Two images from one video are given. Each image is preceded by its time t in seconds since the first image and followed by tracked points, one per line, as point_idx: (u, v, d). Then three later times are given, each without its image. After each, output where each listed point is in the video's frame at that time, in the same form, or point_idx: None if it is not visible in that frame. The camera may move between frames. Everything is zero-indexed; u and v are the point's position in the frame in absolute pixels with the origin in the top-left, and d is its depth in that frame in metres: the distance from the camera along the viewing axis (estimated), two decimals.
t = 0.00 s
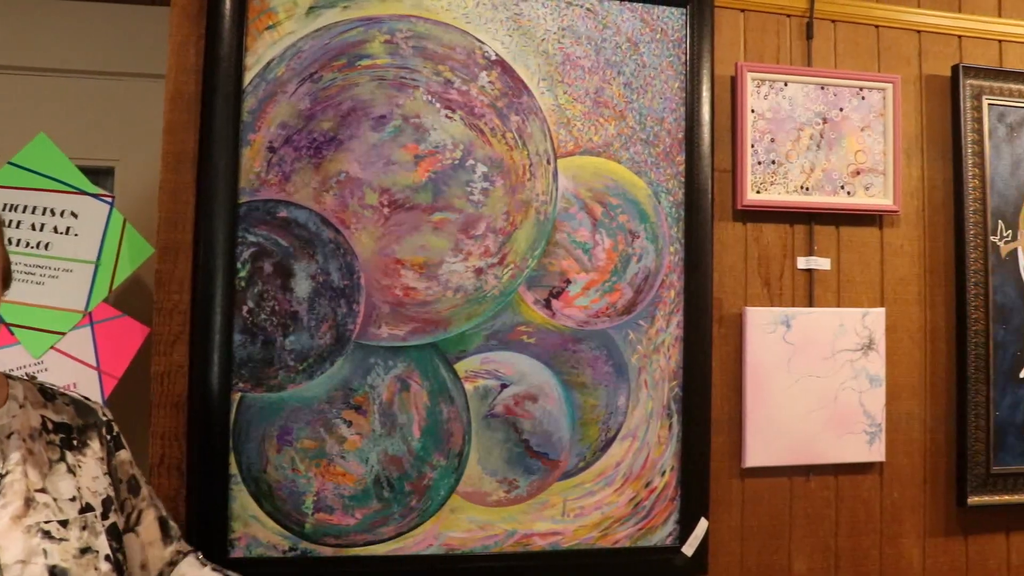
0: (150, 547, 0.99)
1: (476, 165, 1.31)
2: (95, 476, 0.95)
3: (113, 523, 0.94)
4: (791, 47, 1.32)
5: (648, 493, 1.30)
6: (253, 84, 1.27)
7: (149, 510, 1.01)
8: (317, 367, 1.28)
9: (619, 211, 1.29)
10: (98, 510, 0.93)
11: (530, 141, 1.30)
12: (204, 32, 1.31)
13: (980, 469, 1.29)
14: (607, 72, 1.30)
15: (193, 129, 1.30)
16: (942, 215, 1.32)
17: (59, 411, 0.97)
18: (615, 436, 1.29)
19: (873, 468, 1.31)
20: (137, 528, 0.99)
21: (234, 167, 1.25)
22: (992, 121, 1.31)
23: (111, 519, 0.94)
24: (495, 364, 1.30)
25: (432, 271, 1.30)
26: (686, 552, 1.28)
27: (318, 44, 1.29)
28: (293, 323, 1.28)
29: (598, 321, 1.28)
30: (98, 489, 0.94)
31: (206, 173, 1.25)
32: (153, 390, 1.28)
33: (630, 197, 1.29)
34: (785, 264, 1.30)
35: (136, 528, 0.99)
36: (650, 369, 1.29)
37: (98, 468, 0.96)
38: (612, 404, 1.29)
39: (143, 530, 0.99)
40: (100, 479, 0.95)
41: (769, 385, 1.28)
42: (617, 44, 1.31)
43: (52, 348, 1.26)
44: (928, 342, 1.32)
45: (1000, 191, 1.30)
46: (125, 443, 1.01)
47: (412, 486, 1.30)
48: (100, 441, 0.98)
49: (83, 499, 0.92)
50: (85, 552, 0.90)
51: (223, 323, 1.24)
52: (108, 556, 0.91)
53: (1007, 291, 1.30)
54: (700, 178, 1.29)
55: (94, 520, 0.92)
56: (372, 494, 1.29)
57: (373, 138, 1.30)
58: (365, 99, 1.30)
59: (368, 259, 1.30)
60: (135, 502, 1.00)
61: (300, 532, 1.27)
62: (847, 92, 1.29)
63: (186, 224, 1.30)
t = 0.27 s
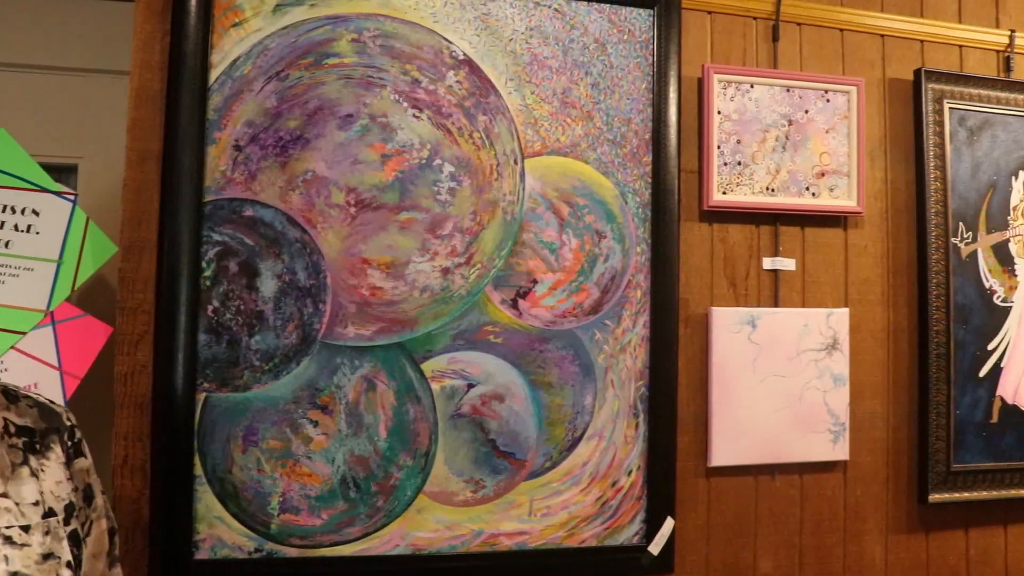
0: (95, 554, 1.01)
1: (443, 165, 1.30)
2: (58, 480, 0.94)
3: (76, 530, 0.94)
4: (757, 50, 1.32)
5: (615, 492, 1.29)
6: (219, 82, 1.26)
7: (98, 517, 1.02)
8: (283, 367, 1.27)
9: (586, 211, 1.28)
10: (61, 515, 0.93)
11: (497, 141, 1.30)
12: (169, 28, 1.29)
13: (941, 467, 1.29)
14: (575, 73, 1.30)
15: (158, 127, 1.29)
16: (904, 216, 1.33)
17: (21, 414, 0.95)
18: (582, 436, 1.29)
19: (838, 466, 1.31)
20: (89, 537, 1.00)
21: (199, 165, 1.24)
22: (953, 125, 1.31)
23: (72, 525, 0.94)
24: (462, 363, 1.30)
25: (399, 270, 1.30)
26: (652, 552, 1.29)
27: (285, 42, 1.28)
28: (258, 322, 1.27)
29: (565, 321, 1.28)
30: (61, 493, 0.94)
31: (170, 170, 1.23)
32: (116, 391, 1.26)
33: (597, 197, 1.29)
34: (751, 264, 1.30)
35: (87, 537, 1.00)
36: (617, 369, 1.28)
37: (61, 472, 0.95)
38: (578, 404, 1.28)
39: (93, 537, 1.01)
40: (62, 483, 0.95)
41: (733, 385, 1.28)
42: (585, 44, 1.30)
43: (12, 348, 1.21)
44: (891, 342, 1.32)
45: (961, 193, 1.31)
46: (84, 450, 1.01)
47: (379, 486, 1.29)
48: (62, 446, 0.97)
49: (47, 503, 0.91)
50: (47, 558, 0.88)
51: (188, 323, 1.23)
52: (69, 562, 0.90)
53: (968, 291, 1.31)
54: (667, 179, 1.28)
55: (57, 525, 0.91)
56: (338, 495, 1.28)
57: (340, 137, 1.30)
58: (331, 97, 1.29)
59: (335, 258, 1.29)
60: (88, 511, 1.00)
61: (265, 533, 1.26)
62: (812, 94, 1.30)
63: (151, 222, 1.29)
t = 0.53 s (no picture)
0: (48, 558, 1.00)
1: (405, 164, 1.30)
2: (12, 484, 0.92)
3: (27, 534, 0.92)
4: (718, 52, 1.32)
5: (576, 492, 1.29)
6: (178, 79, 1.25)
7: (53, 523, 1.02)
8: (243, 367, 1.26)
9: (548, 211, 1.28)
10: (14, 520, 0.91)
11: (459, 140, 1.30)
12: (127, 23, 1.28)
13: (897, 465, 1.31)
14: (537, 73, 1.30)
15: (116, 124, 1.27)
16: (863, 218, 1.34)
17: None
18: (543, 436, 1.28)
19: (796, 465, 1.31)
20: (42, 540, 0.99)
21: (157, 163, 1.23)
22: (909, 128, 1.33)
23: (24, 529, 0.92)
24: (423, 363, 1.29)
25: (360, 270, 1.29)
26: (613, 551, 1.28)
27: (245, 39, 1.27)
28: (218, 322, 1.26)
29: (526, 321, 1.28)
30: (14, 497, 0.91)
31: (128, 168, 1.22)
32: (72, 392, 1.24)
33: (558, 197, 1.28)
34: (712, 264, 1.30)
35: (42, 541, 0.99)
36: (578, 369, 1.28)
37: (15, 475, 0.93)
38: (540, 404, 1.28)
39: (47, 540, 1.00)
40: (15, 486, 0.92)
41: (694, 385, 1.27)
42: (547, 45, 1.30)
43: None
44: (849, 343, 1.33)
45: (917, 196, 1.32)
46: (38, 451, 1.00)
47: (339, 487, 1.28)
48: (16, 447, 0.95)
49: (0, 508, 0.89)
50: None
51: (146, 323, 1.21)
52: (20, 567, 0.90)
53: (923, 292, 1.32)
54: (628, 180, 1.28)
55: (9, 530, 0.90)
56: (299, 495, 1.27)
57: (301, 136, 1.29)
58: (292, 96, 1.28)
59: (295, 258, 1.28)
60: (42, 514, 1.00)
61: (225, 535, 1.25)
62: (773, 97, 1.30)
63: (109, 220, 1.27)
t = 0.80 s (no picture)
0: None
1: (366, 164, 1.29)
2: None
3: None
4: (680, 54, 1.32)
5: (536, 492, 1.29)
6: (137, 75, 1.22)
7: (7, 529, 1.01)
8: (201, 367, 1.24)
9: (508, 211, 1.28)
10: None
11: (420, 140, 1.29)
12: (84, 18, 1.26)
13: (853, 463, 1.32)
14: (499, 73, 1.29)
15: (71, 119, 1.25)
16: (820, 219, 1.36)
17: None
18: (503, 436, 1.28)
19: (756, 463, 1.32)
20: None
21: (114, 160, 1.20)
22: (867, 131, 1.34)
23: None
24: (383, 363, 1.29)
25: (320, 269, 1.28)
26: (573, 550, 1.28)
27: (205, 36, 1.25)
28: (176, 322, 1.24)
29: (486, 321, 1.28)
30: None
31: (84, 165, 1.19)
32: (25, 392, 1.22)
33: (519, 197, 1.28)
34: (672, 265, 1.31)
35: None
36: (539, 369, 1.28)
37: None
38: (500, 404, 1.28)
39: None
40: None
41: (654, 385, 1.27)
42: (509, 45, 1.29)
43: None
44: (807, 343, 1.35)
45: (874, 198, 1.34)
46: None
47: (299, 487, 1.27)
48: None
49: None
50: None
51: (102, 322, 1.19)
52: None
53: (880, 293, 1.34)
54: (589, 181, 1.28)
55: None
56: (257, 496, 1.26)
57: (260, 134, 1.27)
58: (252, 94, 1.27)
59: (255, 257, 1.26)
60: None
61: (182, 537, 1.23)
62: (733, 99, 1.31)
63: (64, 218, 1.25)
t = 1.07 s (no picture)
0: None
1: (320, 163, 1.27)
2: None
3: None
4: (636, 55, 1.32)
5: (491, 491, 1.28)
6: (85, 71, 1.18)
7: None
8: (152, 367, 1.21)
9: (463, 211, 1.28)
10: None
11: (375, 139, 1.28)
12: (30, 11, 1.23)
13: (805, 462, 1.34)
14: (454, 73, 1.29)
15: (16, 114, 1.22)
16: (773, 220, 1.37)
17: None
18: (458, 436, 1.28)
19: (709, 462, 1.34)
20: None
21: (62, 156, 1.16)
22: (819, 134, 1.36)
23: None
24: (337, 363, 1.27)
25: (274, 269, 1.26)
26: (528, 549, 1.27)
27: (157, 32, 1.22)
28: (126, 321, 1.20)
29: (441, 321, 1.27)
30: None
31: (30, 160, 1.15)
32: None
33: (473, 197, 1.28)
34: (627, 266, 1.31)
35: None
36: (493, 369, 1.28)
37: None
38: (455, 404, 1.28)
39: None
40: None
41: (608, 385, 1.28)
42: (465, 45, 1.29)
43: None
44: (760, 342, 1.36)
45: (825, 200, 1.36)
46: None
47: (252, 489, 1.24)
48: None
49: None
50: None
51: (49, 322, 1.15)
52: None
53: (832, 294, 1.36)
54: (544, 181, 1.28)
55: None
56: (210, 498, 1.23)
57: (213, 132, 1.24)
58: (205, 91, 1.24)
59: (207, 256, 1.24)
60: None
61: (132, 539, 1.19)
62: (687, 100, 1.32)
63: (9, 214, 1.22)
